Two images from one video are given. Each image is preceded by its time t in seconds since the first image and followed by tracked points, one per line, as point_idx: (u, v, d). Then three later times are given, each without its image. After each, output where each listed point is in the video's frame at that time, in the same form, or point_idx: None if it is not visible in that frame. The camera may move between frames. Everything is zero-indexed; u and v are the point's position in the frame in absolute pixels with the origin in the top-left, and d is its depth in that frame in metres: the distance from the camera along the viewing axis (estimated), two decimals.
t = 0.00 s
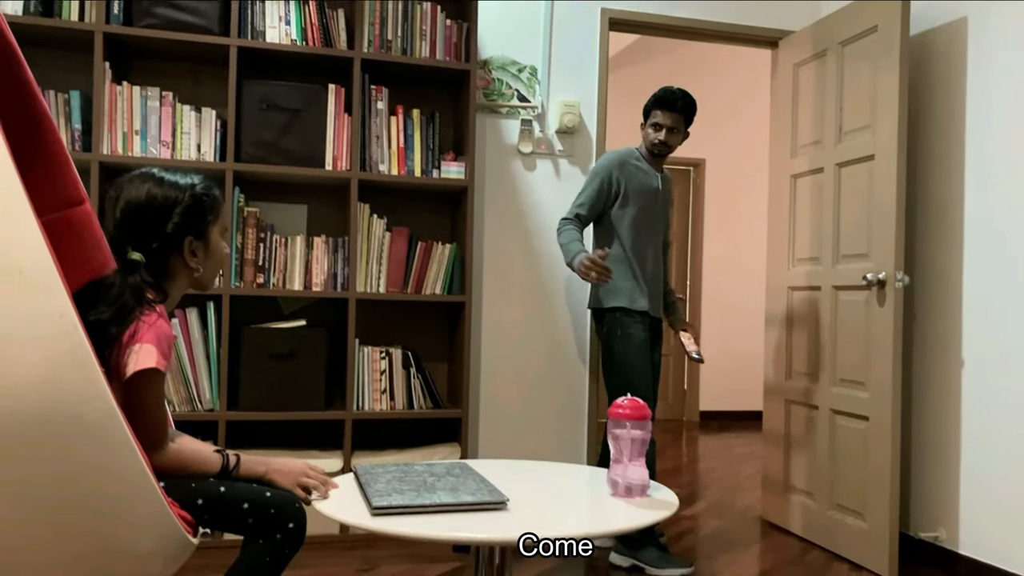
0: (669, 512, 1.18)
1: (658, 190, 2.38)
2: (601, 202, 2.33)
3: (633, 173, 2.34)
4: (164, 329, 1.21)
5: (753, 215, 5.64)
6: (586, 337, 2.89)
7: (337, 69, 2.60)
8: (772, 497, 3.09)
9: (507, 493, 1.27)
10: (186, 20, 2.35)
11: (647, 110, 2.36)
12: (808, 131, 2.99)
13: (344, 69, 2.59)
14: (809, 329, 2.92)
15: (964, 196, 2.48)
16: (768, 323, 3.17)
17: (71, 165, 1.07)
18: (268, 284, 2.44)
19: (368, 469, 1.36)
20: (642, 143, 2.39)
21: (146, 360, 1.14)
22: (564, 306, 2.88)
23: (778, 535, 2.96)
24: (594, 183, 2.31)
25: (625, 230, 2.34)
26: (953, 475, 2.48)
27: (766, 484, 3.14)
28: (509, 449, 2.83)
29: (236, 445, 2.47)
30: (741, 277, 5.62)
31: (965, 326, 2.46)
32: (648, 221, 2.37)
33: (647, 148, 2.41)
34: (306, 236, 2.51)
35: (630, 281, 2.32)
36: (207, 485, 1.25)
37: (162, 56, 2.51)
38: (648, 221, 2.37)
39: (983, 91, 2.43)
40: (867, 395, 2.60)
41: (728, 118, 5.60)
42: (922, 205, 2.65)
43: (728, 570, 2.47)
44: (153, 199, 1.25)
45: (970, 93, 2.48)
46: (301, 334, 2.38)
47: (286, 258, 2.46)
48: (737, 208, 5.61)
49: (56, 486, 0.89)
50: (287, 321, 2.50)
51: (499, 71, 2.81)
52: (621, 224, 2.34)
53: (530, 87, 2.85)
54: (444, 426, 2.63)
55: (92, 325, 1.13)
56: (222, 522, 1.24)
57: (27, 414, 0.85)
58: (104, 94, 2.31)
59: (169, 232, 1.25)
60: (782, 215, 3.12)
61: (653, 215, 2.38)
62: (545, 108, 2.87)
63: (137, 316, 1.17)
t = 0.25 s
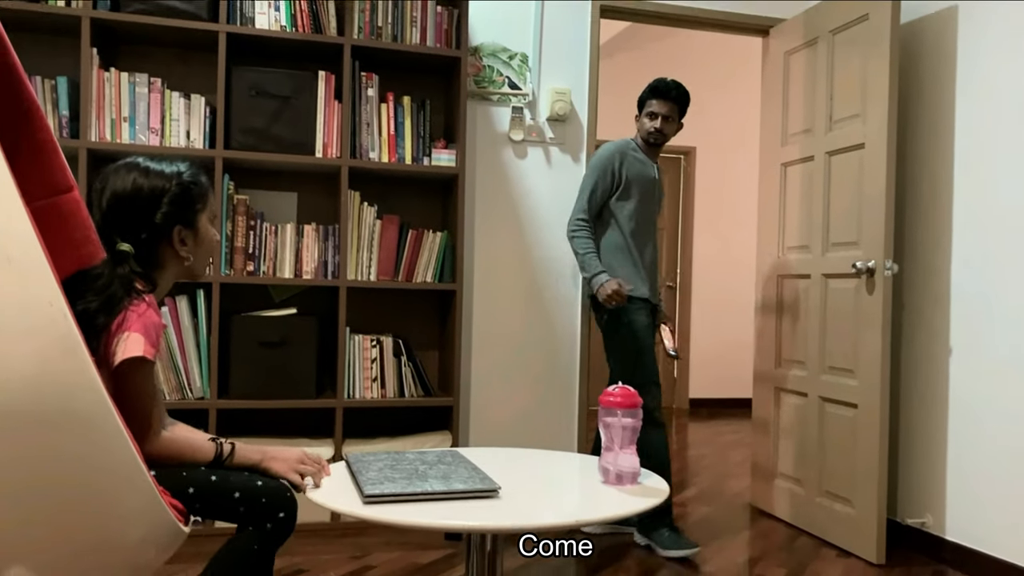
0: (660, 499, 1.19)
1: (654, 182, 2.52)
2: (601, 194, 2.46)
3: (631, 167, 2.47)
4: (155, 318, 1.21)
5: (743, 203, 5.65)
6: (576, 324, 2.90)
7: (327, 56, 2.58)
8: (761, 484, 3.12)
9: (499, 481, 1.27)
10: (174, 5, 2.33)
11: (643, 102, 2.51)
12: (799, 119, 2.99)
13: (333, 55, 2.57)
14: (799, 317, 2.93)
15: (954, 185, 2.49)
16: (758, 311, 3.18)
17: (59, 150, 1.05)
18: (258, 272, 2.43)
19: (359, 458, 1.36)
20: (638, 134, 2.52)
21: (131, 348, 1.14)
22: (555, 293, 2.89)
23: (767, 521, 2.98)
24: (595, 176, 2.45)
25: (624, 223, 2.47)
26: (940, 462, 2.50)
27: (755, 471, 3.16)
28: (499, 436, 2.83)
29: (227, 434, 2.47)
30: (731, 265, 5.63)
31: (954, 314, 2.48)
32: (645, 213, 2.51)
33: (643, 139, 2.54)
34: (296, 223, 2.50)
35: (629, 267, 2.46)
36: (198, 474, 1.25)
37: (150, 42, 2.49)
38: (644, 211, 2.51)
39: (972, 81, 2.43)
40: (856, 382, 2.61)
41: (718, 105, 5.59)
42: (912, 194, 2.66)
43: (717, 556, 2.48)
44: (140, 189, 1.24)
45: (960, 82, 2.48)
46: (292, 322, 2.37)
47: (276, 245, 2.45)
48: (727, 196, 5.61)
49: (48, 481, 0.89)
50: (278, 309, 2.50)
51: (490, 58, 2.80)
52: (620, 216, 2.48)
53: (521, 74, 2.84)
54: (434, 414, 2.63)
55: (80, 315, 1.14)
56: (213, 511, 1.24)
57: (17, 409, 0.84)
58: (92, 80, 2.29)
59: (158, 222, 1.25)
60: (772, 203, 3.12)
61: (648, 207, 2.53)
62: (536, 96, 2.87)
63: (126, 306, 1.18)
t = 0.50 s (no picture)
0: (655, 491, 1.19)
1: (654, 173, 2.55)
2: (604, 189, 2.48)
3: (632, 159, 2.49)
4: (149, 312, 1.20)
5: (736, 195, 5.65)
6: (569, 316, 2.90)
7: (320, 47, 2.57)
8: (754, 475, 3.13)
9: (495, 473, 1.27)
10: None
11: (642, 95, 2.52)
12: (793, 111, 2.99)
13: (326, 46, 2.56)
14: (792, 308, 2.94)
15: (946, 177, 2.50)
16: (752, 303, 3.19)
17: (50, 142, 1.06)
18: (251, 264, 2.43)
19: (354, 450, 1.36)
20: (637, 127, 2.54)
21: (123, 344, 1.12)
22: (549, 285, 2.89)
23: (759, 512, 2.99)
24: (600, 171, 2.46)
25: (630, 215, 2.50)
26: (932, 453, 2.52)
27: (748, 462, 3.17)
28: (493, 427, 2.84)
29: (220, 426, 2.47)
30: (723, 258, 5.64)
31: (946, 306, 2.49)
32: (647, 203, 2.55)
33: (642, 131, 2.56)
34: (289, 215, 2.49)
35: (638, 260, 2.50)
36: (192, 467, 1.25)
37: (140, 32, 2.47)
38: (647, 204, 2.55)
39: (966, 73, 2.44)
40: (848, 374, 2.62)
41: (712, 97, 5.58)
42: (905, 186, 2.66)
43: (711, 547, 2.49)
44: (127, 186, 1.22)
45: (953, 75, 2.49)
46: (286, 314, 2.37)
47: (269, 237, 2.44)
48: (720, 188, 5.62)
49: (43, 474, 0.88)
50: (271, 301, 2.49)
51: (484, 50, 2.79)
52: (625, 209, 2.51)
53: (515, 65, 2.83)
54: (429, 406, 2.64)
55: (74, 313, 1.13)
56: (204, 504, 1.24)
57: (10, 402, 0.84)
58: (83, 71, 2.28)
59: (149, 219, 1.23)
60: (766, 195, 3.13)
61: (650, 197, 2.56)
62: (530, 87, 2.86)
63: (119, 304, 1.16)
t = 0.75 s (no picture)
0: (650, 485, 1.19)
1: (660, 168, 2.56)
2: (614, 186, 2.48)
3: (641, 155, 2.50)
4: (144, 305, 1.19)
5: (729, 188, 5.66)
6: (564, 309, 2.90)
7: (313, 38, 2.56)
8: (747, 467, 3.14)
9: (491, 467, 1.27)
10: None
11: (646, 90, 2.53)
12: (786, 103, 2.99)
13: (319, 38, 2.55)
14: (785, 301, 2.95)
15: (939, 170, 2.50)
16: (745, 296, 3.19)
17: (42, 135, 1.05)
18: (245, 256, 2.42)
19: (349, 444, 1.36)
20: (642, 122, 2.56)
21: (119, 339, 1.11)
22: (543, 279, 2.89)
23: (752, 504, 3.00)
24: (610, 167, 2.46)
25: (638, 211, 2.51)
26: (924, 445, 2.53)
27: (741, 455, 3.18)
28: (487, 420, 2.84)
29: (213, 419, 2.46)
30: (716, 250, 5.65)
31: (939, 299, 2.50)
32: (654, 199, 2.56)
33: (645, 127, 2.57)
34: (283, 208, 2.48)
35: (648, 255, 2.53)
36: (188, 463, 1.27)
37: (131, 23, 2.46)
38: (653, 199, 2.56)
39: (959, 67, 2.44)
40: (841, 366, 2.63)
41: (705, 90, 5.58)
42: (898, 180, 2.67)
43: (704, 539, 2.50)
44: (115, 184, 1.20)
45: (946, 68, 2.49)
46: (279, 307, 2.36)
47: (263, 230, 2.44)
48: (713, 181, 5.62)
49: (38, 468, 0.88)
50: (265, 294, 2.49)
51: (478, 42, 2.78)
52: (633, 204, 2.52)
53: (509, 58, 2.82)
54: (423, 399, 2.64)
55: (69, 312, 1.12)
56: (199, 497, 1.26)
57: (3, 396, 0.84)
58: (74, 62, 2.26)
59: (139, 216, 1.21)
60: (759, 188, 3.13)
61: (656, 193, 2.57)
62: (524, 80, 2.85)
63: (112, 300, 1.14)
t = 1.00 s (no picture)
0: (649, 480, 1.20)
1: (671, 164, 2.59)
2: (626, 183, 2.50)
3: (652, 152, 2.52)
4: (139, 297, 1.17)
5: (725, 183, 5.66)
6: (561, 304, 2.90)
7: (310, 33, 2.55)
8: (743, 462, 3.14)
9: (490, 462, 1.27)
10: None
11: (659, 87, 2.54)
12: (783, 99, 2.99)
13: (315, 32, 2.54)
14: (782, 296, 2.95)
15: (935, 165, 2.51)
16: (741, 291, 3.19)
17: (38, 131, 1.05)
18: (241, 251, 2.41)
19: (347, 440, 1.36)
20: (654, 119, 2.57)
21: (112, 333, 1.10)
22: (540, 273, 2.88)
23: (748, 499, 3.01)
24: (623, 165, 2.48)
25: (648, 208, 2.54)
26: (919, 440, 2.54)
27: (737, 449, 3.19)
28: (483, 415, 2.84)
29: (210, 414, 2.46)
30: (712, 245, 5.65)
31: (935, 294, 2.50)
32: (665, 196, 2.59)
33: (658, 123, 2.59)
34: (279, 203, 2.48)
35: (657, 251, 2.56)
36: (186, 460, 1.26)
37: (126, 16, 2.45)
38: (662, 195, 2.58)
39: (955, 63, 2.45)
40: (837, 361, 2.64)
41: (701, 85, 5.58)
42: (894, 175, 2.67)
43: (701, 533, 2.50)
44: (111, 175, 1.20)
45: (943, 64, 2.49)
46: (276, 302, 2.36)
47: (260, 225, 2.43)
48: (709, 176, 5.62)
49: (37, 467, 0.88)
50: (261, 289, 2.48)
51: (474, 36, 2.77)
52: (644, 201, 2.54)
53: (506, 52, 2.82)
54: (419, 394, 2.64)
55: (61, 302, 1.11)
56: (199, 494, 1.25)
57: None
58: (69, 56, 2.25)
59: (134, 207, 1.21)
60: (756, 183, 3.13)
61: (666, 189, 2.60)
62: (521, 74, 2.85)
63: (106, 290, 1.13)
